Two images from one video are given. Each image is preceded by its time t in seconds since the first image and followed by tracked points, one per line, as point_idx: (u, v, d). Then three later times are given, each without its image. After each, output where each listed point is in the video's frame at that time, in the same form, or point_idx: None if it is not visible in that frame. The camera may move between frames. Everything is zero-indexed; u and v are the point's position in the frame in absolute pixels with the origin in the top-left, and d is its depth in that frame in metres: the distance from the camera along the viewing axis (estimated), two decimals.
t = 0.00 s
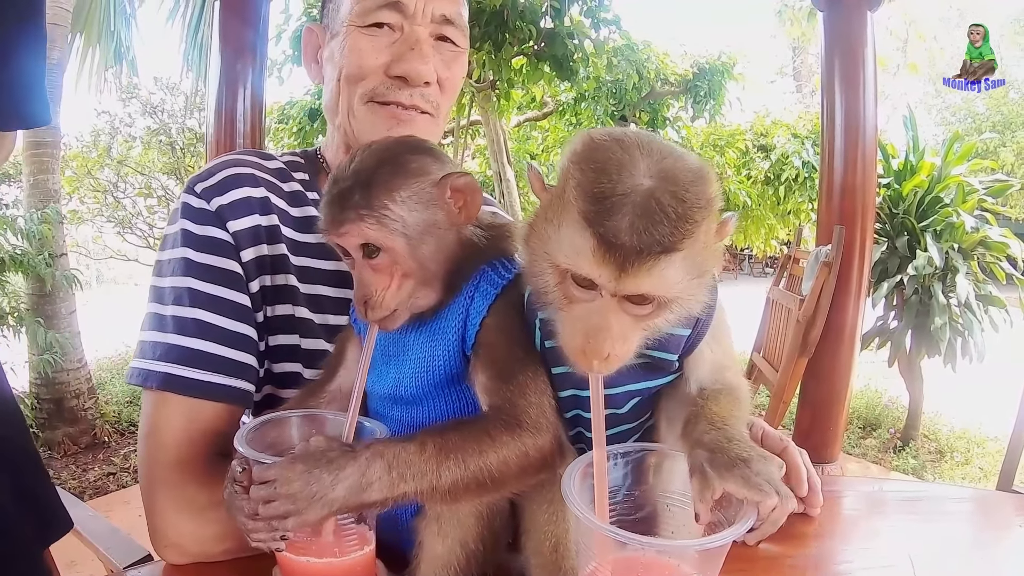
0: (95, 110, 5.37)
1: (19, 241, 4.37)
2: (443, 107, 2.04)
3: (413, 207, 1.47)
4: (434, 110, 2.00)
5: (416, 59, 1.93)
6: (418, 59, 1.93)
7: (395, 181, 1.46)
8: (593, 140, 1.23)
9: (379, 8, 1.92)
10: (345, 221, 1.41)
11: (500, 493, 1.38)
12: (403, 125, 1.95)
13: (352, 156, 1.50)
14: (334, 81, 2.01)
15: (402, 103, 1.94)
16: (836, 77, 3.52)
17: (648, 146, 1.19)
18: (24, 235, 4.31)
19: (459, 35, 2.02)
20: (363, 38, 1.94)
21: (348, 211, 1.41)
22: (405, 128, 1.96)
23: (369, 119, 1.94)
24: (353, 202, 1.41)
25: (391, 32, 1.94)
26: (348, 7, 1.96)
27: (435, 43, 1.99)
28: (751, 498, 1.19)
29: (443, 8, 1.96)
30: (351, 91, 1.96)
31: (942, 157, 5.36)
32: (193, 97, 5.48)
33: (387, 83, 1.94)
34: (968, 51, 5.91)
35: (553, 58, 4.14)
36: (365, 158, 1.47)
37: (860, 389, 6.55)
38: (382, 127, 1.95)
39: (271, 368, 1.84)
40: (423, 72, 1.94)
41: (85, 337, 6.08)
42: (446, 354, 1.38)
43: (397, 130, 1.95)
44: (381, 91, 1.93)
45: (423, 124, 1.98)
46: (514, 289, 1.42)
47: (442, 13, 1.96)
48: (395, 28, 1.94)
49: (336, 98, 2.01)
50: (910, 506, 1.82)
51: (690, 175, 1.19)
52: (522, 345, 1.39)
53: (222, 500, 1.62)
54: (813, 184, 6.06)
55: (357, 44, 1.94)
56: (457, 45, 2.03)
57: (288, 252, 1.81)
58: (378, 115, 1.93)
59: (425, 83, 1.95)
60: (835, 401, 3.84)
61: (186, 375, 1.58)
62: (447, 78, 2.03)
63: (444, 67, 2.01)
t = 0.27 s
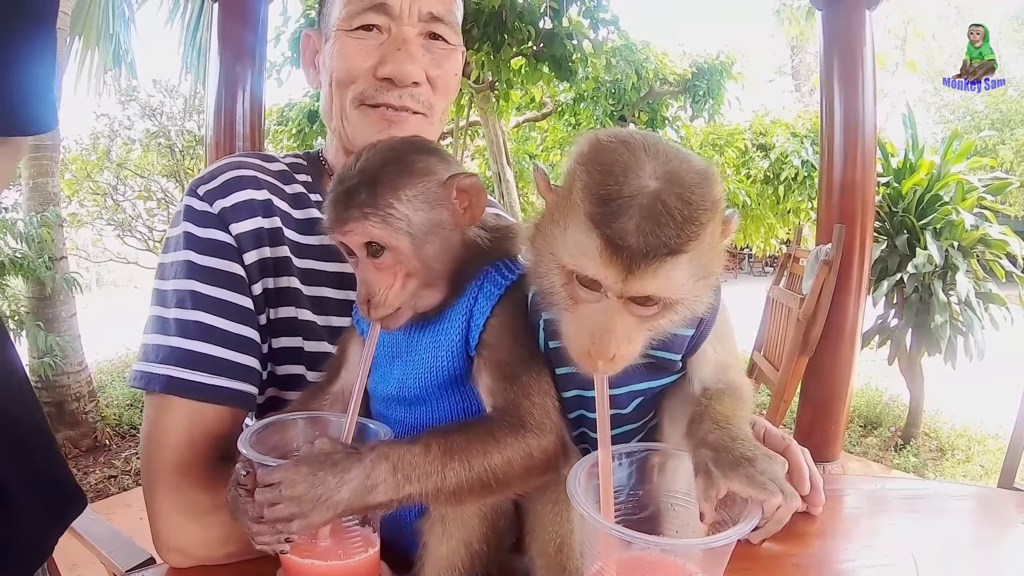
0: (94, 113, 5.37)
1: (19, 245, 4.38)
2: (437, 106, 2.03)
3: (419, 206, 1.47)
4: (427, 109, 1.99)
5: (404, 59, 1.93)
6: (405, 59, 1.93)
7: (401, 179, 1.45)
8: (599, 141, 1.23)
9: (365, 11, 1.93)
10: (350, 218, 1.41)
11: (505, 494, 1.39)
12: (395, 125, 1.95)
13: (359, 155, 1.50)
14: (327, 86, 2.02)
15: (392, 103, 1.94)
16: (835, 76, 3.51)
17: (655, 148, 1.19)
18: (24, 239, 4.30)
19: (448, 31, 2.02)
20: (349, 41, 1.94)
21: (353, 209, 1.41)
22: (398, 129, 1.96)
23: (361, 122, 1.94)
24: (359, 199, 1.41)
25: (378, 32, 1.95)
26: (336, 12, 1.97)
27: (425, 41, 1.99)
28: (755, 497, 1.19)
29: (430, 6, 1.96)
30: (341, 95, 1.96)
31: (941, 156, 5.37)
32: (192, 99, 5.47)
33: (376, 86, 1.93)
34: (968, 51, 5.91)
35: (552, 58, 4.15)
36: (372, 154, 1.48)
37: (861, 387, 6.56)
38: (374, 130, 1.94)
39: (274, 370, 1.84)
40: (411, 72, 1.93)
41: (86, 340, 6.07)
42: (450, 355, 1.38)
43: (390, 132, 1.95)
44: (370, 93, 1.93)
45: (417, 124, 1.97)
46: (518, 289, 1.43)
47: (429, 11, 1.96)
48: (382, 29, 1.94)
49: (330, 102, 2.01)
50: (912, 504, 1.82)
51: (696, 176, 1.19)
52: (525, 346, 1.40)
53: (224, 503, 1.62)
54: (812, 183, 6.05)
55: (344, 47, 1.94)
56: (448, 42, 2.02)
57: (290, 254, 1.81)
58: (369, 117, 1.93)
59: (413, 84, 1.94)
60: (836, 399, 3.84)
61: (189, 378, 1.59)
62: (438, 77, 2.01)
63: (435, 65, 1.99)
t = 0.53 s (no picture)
0: (92, 118, 5.38)
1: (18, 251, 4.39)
2: (427, 108, 2.03)
3: (410, 215, 1.47)
4: (417, 112, 1.99)
5: (391, 65, 1.93)
6: (392, 64, 1.94)
7: (390, 188, 1.45)
8: (587, 143, 1.24)
9: (352, 17, 1.93)
10: (343, 231, 1.41)
11: (499, 495, 1.39)
12: (385, 130, 1.95)
13: (350, 162, 1.50)
14: (318, 93, 2.02)
15: (381, 109, 1.95)
16: (831, 75, 3.52)
17: (642, 148, 1.19)
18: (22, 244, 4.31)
19: (436, 35, 2.01)
20: (338, 48, 1.94)
21: (343, 221, 1.41)
22: (388, 134, 1.96)
23: (350, 128, 1.95)
24: (348, 210, 1.40)
25: (366, 38, 1.94)
26: (325, 20, 1.97)
27: (413, 45, 1.99)
28: (747, 496, 1.19)
29: (418, 10, 1.96)
30: (331, 101, 1.97)
31: (938, 154, 5.37)
32: (190, 103, 5.48)
33: (365, 91, 1.94)
34: (968, 51, 5.91)
35: (548, 61, 4.15)
36: (363, 164, 1.47)
37: (860, 386, 6.56)
38: (364, 135, 1.95)
39: (271, 373, 1.85)
40: (399, 76, 1.94)
41: (85, 345, 6.08)
42: (443, 357, 1.38)
43: (379, 136, 1.96)
44: (358, 99, 1.93)
45: (406, 127, 1.98)
46: (510, 292, 1.44)
47: (416, 15, 1.96)
48: (369, 34, 1.94)
49: (321, 109, 2.02)
50: (908, 503, 1.83)
51: (682, 176, 1.20)
52: (519, 347, 1.40)
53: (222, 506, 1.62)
54: (810, 183, 6.05)
55: (333, 54, 1.94)
56: (436, 45, 2.02)
57: (286, 258, 1.81)
58: (359, 122, 1.94)
59: (402, 87, 1.95)
60: (835, 398, 3.85)
61: (186, 383, 1.59)
62: (427, 79, 2.01)
63: (423, 68, 1.99)
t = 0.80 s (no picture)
0: (93, 121, 5.39)
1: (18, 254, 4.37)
2: (424, 112, 2.03)
3: (419, 219, 1.48)
4: (413, 116, 1.99)
5: (383, 70, 1.94)
6: (385, 69, 1.94)
7: (400, 193, 1.46)
8: (593, 153, 1.25)
9: (342, 25, 1.93)
10: (352, 233, 1.42)
11: (509, 500, 1.39)
12: (382, 134, 1.94)
13: (361, 166, 1.51)
14: (314, 101, 2.02)
15: (377, 113, 1.94)
16: (830, 81, 3.53)
17: (647, 157, 1.20)
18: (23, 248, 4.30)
19: (428, 38, 2.01)
20: (330, 56, 1.95)
21: (353, 223, 1.42)
22: (386, 138, 1.96)
23: (345, 134, 1.94)
24: (358, 212, 1.42)
25: (357, 45, 1.94)
26: (316, 30, 1.98)
27: (405, 49, 1.98)
28: (755, 499, 1.20)
29: (406, 13, 1.96)
30: (326, 108, 1.97)
31: (936, 159, 5.39)
32: (190, 107, 5.47)
33: (359, 96, 1.93)
34: (967, 51, 5.94)
35: (548, 66, 4.16)
36: (373, 168, 1.49)
37: (859, 391, 6.57)
38: (359, 141, 1.94)
39: (276, 379, 1.86)
40: (391, 80, 1.94)
41: (83, 348, 6.06)
42: (454, 362, 1.40)
43: (377, 142, 1.95)
44: (353, 104, 1.93)
45: (402, 131, 1.97)
46: (519, 298, 1.45)
47: (406, 18, 1.96)
48: (360, 41, 1.94)
49: (318, 118, 2.02)
50: (911, 506, 1.84)
51: (688, 183, 1.21)
52: (527, 353, 1.41)
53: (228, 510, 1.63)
54: (809, 188, 6.06)
55: (325, 62, 1.95)
56: (428, 48, 2.01)
57: (291, 264, 1.82)
58: (354, 129, 1.93)
59: (395, 91, 1.95)
60: (835, 403, 3.86)
61: (191, 389, 1.60)
62: (421, 82, 2.00)
63: (416, 71, 1.99)
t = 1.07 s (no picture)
0: (92, 121, 5.38)
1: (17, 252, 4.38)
2: (416, 116, 2.01)
3: (426, 217, 1.49)
4: (406, 120, 1.98)
5: (374, 75, 1.93)
6: (374, 75, 1.93)
7: (409, 189, 1.48)
8: (592, 160, 1.26)
9: (331, 32, 1.93)
10: (359, 222, 1.43)
11: (509, 499, 1.41)
12: (375, 139, 1.94)
13: (372, 161, 1.53)
14: (309, 110, 2.03)
15: (369, 119, 1.93)
16: (829, 84, 3.53)
17: (645, 165, 1.22)
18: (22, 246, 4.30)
19: (418, 42, 2.00)
20: (321, 64, 1.95)
21: (361, 212, 1.43)
22: (380, 143, 1.95)
23: (338, 141, 1.94)
24: (367, 203, 1.43)
25: (347, 51, 1.94)
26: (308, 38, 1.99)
27: (395, 53, 1.98)
28: (749, 499, 1.21)
29: (396, 17, 1.95)
30: (321, 116, 1.98)
31: (935, 163, 5.41)
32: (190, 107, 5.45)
33: (350, 104, 1.93)
34: (968, 52, 5.96)
35: (548, 68, 4.19)
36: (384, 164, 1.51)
37: (857, 394, 6.58)
38: (352, 148, 1.94)
39: (276, 379, 1.86)
40: (382, 87, 1.93)
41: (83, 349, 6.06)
42: (453, 362, 1.41)
43: (372, 147, 1.94)
44: (346, 111, 1.93)
45: (395, 136, 1.97)
46: (520, 300, 1.45)
47: (394, 23, 1.96)
48: (350, 48, 1.94)
49: (314, 126, 2.03)
50: (905, 508, 1.85)
51: (685, 191, 1.22)
52: (526, 354, 1.42)
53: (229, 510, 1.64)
54: (808, 192, 6.08)
55: (318, 70, 1.95)
56: (419, 52, 2.00)
57: (290, 265, 1.83)
58: (347, 136, 1.93)
59: (386, 97, 1.94)
60: (832, 406, 3.87)
61: (191, 388, 1.60)
62: (412, 86, 1.99)
63: (407, 75, 1.98)
